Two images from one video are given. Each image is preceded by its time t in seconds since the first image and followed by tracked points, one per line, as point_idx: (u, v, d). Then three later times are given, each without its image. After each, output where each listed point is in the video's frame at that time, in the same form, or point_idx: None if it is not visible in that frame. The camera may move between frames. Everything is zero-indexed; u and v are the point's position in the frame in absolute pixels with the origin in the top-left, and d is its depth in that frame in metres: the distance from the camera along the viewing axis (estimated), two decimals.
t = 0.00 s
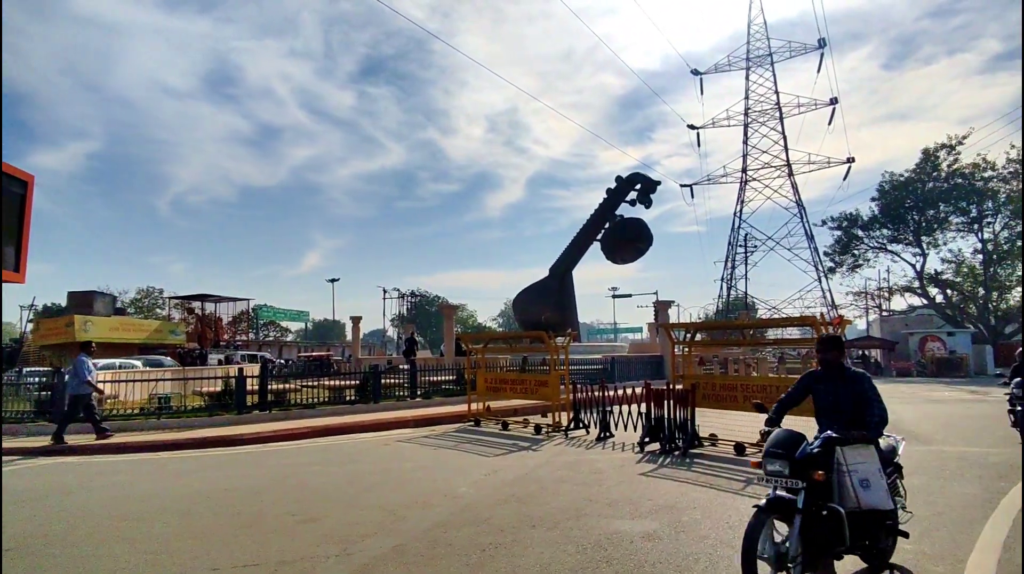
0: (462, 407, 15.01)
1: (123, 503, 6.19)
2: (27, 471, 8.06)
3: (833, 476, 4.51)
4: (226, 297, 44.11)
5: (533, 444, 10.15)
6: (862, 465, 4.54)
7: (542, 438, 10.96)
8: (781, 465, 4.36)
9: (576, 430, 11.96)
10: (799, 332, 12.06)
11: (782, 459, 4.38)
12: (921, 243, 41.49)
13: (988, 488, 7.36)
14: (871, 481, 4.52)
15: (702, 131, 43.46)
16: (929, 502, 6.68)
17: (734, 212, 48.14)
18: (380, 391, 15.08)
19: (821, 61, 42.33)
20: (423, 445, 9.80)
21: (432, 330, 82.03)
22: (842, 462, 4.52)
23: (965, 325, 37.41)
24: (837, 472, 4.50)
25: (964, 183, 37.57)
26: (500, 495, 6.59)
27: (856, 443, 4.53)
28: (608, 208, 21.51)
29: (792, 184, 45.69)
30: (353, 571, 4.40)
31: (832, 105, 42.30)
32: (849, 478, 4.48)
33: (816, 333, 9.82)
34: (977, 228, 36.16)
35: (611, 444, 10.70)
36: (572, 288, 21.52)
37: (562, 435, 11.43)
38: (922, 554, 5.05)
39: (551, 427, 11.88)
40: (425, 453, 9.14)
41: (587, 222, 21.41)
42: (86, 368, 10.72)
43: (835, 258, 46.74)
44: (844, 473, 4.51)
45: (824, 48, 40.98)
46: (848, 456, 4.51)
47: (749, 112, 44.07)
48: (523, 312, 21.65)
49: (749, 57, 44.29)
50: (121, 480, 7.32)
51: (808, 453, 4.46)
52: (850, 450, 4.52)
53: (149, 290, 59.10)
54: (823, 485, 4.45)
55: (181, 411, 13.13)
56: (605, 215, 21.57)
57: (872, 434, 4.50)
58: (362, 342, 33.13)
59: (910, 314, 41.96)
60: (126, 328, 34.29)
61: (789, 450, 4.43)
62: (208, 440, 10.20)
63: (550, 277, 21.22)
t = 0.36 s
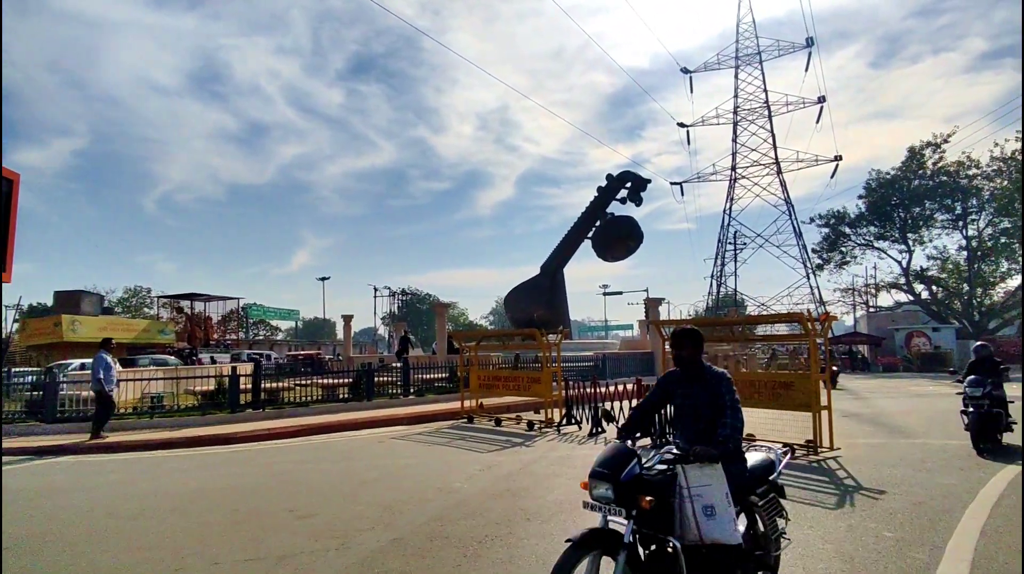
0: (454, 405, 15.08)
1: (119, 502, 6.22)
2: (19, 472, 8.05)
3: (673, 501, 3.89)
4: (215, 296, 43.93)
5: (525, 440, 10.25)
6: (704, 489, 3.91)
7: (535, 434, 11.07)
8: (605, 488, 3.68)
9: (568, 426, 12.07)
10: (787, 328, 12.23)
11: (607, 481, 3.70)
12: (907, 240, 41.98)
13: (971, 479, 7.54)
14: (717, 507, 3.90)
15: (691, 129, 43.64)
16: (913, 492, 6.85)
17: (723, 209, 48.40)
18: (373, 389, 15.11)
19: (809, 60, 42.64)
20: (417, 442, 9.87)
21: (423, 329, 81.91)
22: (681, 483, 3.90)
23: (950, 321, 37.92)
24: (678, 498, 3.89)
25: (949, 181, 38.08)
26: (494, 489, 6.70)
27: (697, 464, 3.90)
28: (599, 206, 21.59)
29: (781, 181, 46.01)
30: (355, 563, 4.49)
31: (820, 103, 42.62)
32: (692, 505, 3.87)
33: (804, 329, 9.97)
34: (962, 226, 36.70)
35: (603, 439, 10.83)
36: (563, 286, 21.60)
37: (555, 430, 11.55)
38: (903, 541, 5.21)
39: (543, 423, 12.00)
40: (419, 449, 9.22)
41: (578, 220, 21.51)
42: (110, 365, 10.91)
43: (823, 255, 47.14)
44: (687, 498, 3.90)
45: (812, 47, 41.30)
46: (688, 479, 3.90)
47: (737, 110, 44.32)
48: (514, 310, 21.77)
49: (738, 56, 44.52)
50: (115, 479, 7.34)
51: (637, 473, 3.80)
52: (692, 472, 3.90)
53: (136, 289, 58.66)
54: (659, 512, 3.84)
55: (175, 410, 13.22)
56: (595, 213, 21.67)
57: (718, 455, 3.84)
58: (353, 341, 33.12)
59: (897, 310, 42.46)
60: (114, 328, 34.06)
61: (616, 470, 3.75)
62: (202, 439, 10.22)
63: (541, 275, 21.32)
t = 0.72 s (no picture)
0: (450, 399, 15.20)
1: (120, 495, 6.32)
2: (17, 467, 8.12)
3: (399, 545, 2.99)
4: (208, 293, 43.85)
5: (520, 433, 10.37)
6: (435, 530, 2.95)
7: (530, 428, 11.19)
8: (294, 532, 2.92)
9: (562, 420, 12.22)
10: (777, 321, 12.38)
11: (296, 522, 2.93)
12: (897, 234, 42.33)
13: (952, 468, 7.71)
14: (450, 555, 2.94)
15: (684, 124, 43.75)
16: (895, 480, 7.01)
17: (716, 204, 48.61)
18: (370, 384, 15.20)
19: (799, 55, 42.81)
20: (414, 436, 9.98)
21: (417, 325, 81.90)
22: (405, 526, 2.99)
23: (940, 315, 38.32)
24: (402, 540, 2.98)
25: (939, 176, 38.45)
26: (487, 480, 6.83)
27: (421, 494, 2.96)
28: (592, 202, 21.71)
29: (773, 177, 46.19)
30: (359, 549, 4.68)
31: (811, 99, 42.83)
32: (415, 551, 2.92)
33: (792, 323, 10.13)
34: (951, 220, 37.06)
35: (597, 432, 10.97)
36: (556, 282, 21.72)
37: (549, 424, 11.69)
38: (883, 525, 5.37)
39: (538, 417, 12.13)
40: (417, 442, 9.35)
41: (571, 216, 21.61)
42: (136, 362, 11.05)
43: (814, 250, 47.44)
44: (412, 541, 2.95)
45: (803, 43, 41.50)
46: (409, 514, 2.93)
47: (729, 106, 44.48)
48: (509, 306, 21.89)
49: (730, 52, 44.62)
50: (114, 474, 7.43)
51: (336, 508, 2.98)
52: (414, 506, 2.94)
53: (128, 287, 58.42)
54: (378, 558, 3.00)
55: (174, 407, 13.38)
56: (588, 209, 21.79)
57: (444, 486, 2.87)
58: (348, 337, 33.18)
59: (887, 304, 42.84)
60: (108, 326, 33.98)
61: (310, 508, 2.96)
62: (201, 433, 10.32)
63: (535, 271, 21.43)
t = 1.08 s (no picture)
0: (449, 398, 15.28)
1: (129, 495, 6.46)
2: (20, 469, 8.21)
3: None
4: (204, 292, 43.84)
5: (519, 432, 10.47)
6: None
7: (529, 426, 11.29)
8: None
9: (561, 418, 12.32)
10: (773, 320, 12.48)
11: None
12: (891, 232, 42.57)
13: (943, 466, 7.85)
14: None
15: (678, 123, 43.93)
16: (888, 476, 7.13)
17: (712, 202, 48.75)
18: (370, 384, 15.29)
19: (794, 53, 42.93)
20: (414, 435, 10.08)
21: (414, 324, 81.86)
22: None
23: (933, 312, 38.61)
24: None
25: (933, 175, 38.72)
26: (487, 478, 6.95)
27: None
28: (588, 201, 21.81)
29: (768, 175, 46.34)
30: (362, 547, 4.82)
31: (805, 97, 42.99)
32: None
33: (787, 321, 10.23)
34: (944, 218, 37.33)
35: (595, 430, 11.07)
36: (553, 280, 21.80)
37: (548, 422, 11.78)
38: (875, 519, 5.49)
39: (537, 415, 12.22)
40: (418, 442, 9.46)
41: (567, 215, 21.70)
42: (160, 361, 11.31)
43: (809, 248, 47.65)
44: None
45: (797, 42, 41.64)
46: None
47: (723, 104, 44.58)
48: (506, 305, 21.99)
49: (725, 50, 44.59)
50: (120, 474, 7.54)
51: None
52: None
53: (123, 286, 58.25)
54: None
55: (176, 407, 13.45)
56: (585, 208, 21.88)
57: None
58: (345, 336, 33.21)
59: (881, 301, 43.11)
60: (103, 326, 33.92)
61: None
62: (203, 434, 10.40)
63: (532, 270, 21.51)
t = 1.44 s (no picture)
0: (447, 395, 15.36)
1: (134, 491, 6.56)
2: (24, 466, 8.29)
3: None
4: (198, 290, 43.78)
5: (517, 428, 10.58)
6: None
7: (526, 423, 11.39)
8: None
9: (558, 414, 12.42)
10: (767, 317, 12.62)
11: None
12: (883, 229, 42.86)
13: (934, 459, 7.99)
14: None
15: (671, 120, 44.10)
16: (880, 469, 7.25)
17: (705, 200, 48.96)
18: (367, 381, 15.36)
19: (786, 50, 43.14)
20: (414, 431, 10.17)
21: (409, 321, 81.85)
22: None
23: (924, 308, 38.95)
24: None
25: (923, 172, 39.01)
26: (487, 473, 7.05)
27: None
28: (583, 199, 21.92)
29: (761, 172, 46.62)
30: (367, 540, 4.94)
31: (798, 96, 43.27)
32: None
33: (781, 318, 10.35)
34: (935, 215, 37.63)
35: (592, 426, 11.18)
36: (548, 278, 21.92)
37: (545, 418, 11.89)
38: (868, 509, 5.61)
39: (534, 412, 12.32)
40: (418, 438, 9.56)
41: (562, 213, 21.80)
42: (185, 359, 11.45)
43: (802, 245, 47.95)
44: None
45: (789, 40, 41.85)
46: None
47: (717, 102, 44.75)
48: (501, 302, 22.09)
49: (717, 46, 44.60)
50: (123, 470, 7.63)
51: None
52: None
53: (115, 284, 58.03)
54: None
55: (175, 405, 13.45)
56: (580, 206, 22.00)
57: None
58: (341, 334, 33.23)
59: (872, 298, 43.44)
60: (97, 324, 33.83)
61: None
62: (204, 431, 10.46)
63: (527, 267, 21.62)
